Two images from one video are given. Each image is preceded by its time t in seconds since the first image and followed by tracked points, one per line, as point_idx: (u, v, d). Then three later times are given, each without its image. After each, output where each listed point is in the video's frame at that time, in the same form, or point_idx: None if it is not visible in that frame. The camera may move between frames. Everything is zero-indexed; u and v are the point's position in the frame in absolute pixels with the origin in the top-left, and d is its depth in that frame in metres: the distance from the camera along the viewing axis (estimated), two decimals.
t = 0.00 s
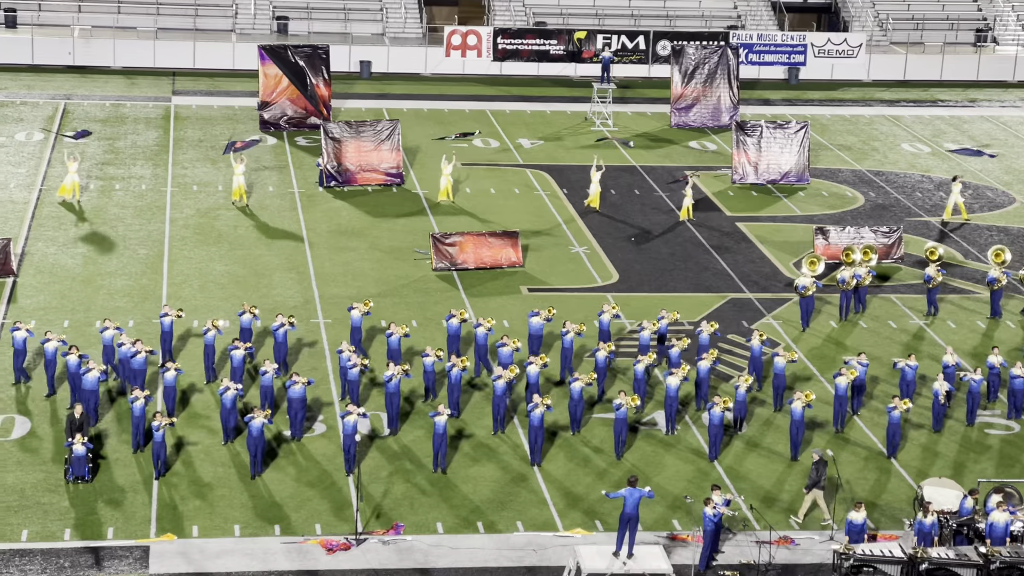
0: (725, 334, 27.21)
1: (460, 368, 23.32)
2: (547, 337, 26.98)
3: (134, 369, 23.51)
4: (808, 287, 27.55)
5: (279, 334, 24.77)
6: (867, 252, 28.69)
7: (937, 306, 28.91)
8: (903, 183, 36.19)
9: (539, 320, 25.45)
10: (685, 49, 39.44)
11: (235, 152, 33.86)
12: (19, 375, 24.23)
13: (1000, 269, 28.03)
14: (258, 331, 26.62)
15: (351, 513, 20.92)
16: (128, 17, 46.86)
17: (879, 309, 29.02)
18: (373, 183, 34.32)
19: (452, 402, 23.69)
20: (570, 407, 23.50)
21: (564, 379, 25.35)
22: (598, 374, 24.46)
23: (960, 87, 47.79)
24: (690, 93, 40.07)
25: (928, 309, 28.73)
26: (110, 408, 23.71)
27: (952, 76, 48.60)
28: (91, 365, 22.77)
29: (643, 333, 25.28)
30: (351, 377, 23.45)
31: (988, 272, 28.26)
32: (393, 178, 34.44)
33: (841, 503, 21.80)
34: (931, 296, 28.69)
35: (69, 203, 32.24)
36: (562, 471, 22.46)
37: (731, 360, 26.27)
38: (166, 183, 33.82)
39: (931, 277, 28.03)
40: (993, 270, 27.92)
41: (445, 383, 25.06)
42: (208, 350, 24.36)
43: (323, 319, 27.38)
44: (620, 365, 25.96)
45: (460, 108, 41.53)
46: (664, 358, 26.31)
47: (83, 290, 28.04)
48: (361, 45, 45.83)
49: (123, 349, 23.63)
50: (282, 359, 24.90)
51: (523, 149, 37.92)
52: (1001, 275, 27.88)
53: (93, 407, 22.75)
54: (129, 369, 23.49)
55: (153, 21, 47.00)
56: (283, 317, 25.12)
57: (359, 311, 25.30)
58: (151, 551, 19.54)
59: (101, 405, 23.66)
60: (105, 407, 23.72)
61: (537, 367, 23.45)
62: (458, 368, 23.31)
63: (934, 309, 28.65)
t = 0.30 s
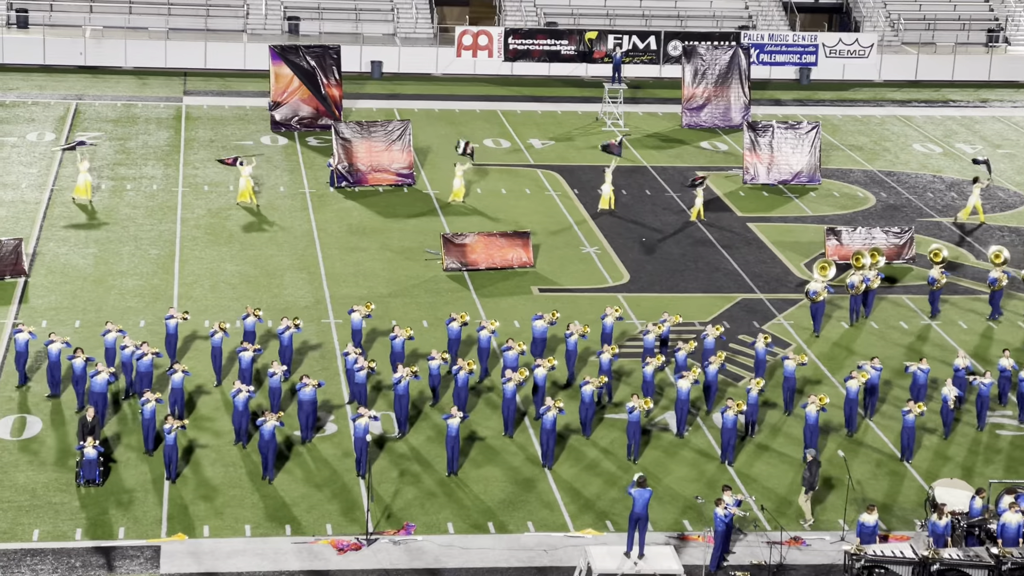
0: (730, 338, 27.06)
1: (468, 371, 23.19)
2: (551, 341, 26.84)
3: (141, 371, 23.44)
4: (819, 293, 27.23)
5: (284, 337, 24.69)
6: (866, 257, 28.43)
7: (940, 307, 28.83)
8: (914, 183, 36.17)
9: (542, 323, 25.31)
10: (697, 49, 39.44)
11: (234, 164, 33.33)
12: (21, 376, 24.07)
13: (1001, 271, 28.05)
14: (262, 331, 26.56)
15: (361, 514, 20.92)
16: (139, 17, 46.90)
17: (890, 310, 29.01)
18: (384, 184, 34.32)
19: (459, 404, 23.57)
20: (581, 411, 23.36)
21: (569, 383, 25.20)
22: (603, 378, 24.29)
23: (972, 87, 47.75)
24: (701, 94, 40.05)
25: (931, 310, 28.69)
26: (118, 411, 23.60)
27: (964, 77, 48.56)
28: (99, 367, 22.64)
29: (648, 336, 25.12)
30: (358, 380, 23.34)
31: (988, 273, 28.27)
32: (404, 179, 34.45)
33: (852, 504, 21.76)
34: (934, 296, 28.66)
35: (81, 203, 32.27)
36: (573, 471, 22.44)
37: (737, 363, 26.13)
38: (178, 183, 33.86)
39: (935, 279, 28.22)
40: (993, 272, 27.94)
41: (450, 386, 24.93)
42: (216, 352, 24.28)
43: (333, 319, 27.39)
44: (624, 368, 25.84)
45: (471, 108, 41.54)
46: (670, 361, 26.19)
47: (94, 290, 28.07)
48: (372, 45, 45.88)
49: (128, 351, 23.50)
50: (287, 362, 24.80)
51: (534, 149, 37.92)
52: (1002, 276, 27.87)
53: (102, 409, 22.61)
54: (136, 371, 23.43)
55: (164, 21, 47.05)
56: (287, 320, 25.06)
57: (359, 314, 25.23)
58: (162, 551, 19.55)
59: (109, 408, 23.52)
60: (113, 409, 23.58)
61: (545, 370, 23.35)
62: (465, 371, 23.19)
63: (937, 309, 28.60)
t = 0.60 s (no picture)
0: (733, 340, 26.94)
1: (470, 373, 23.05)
2: (552, 342, 26.73)
3: (143, 372, 23.24)
4: (826, 297, 27.06)
5: (286, 338, 24.54)
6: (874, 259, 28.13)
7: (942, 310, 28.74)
8: (923, 183, 36.15)
9: (543, 325, 25.12)
10: (705, 48, 39.50)
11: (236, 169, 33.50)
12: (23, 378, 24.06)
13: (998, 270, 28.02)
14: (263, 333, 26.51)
15: (369, 513, 20.92)
16: (147, 17, 46.93)
17: (899, 310, 28.99)
18: (392, 183, 34.35)
19: (461, 406, 23.43)
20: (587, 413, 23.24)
21: (571, 385, 25.08)
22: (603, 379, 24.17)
23: (980, 87, 47.72)
24: (708, 93, 40.06)
25: (931, 311, 28.56)
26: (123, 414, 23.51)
27: (972, 77, 48.51)
28: (103, 368, 22.58)
29: (651, 339, 24.89)
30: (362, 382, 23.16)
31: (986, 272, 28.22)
32: (412, 178, 34.47)
33: (860, 504, 21.73)
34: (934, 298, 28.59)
35: (89, 203, 32.29)
36: (581, 470, 22.43)
37: (740, 366, 26.02)
38: (186, 183, 33.90)
39: (936, 280, 28.15)
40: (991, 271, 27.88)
41: (452, 390, 24.74)
42: (221, 353, 24.20)
43: (342, 318, 27.39)
44: (626, 372, 25.73)
45: (479, 108, 41.52)
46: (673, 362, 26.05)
47: (102, 290, 28.08)
48: (380, 44, 45.93)
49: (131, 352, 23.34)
50: (291, 363, 24.66)
51: (542, 149, 37.92)
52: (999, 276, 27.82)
53: (107, 412, 22.58)
54: (139, 372, 23.22)
55: (173, 21, 47.07)
56: (288, 321, 24.92)
57: (356, 316, 24.99)
58: (170, 551, 19.56)
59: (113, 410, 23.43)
60: (118, 411, 23.53)
61: (548, 372, 23.23)
62: (467, 372, 23.05)
63: (936, 310, 28.47)
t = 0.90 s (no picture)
0: (734, 341, 26.83)
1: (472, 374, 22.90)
2: (551, 344, 26.61)
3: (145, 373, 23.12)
4: (832, 300, 26.77)
5: (287, 340, 24.38)
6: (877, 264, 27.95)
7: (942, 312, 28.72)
8: (930, 183, 36.15)
9: (542, 327, 24.95)
10: (711, 47, 39.47)
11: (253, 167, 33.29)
12: (19, 379, 23.92)
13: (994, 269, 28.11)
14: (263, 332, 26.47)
15: (376, 512, 20.92)
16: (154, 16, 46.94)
17: (905, 310, 28.99)
18: (398, 183, 34.32)
19: (463, 407, 23.28)
20: (593, 414, 23.13)
21: (574, 386, 24.95)
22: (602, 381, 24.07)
23: (987, 86, 47.70)
24: (715, 93, 40.02)
25: (932, 312, 28.52)
26: (125, 416, 23.41)
27: (979, 76, 48.49)
28: (105, 369, 22.45)
29: (652, 341, 24.69)
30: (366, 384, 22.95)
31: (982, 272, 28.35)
32: (418, 178, 34.47)
33: (867, 503, 21.72)
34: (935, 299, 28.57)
35: (96, 202, 32.31)
36: (588, 469, 22.41)
37: (742, 368, 25.92)
38: (192, 182, 33.92)
39: (936, 280, 28.09)
40: (987, 270, 27.96)
41: (453, 392, 24.60)
42: (223, 354, 24.09)
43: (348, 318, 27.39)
44: (626, 373, 25.62)
45: (486, 107, 41.52)
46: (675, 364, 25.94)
47: (109, 289, 28.09)
48: (387, 43, 45.97)
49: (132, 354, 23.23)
50: (293, 364, 24.52)
51: (548, 148, 37.90)
52: (996, 275, 27.90)
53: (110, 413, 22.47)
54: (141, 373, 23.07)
55: (179, 21, 47.09)
56: (289, 322, 24.77)
57: (353, 318, 24.87)
58: (177, 550, 19.56)
59: (116, 412, 23.32)
60: (121, 412, 23.42)
61: (552, 372, 23.15)
62: (469, 374, 22.90)
63: (936, 312, 28.44)
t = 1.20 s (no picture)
0: (736, 341, 26.78)
1: (474, 375, 22.84)
2: (552, 344, 26.56)
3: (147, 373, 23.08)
4: (836, 303, 26.47)
5: (288, 340, 24.32)
6: (880, 266, 27.74)
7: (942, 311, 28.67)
8: (935, 181, 36.13)
9: (542, 328, 24.87)
10: (716, 46, 39.52)
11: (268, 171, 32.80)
12: (18, 380, 23.85)
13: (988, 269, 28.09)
14: (264, 331, 26.44)
15: (382, 510, 20.93)
16: (159, 15, 46.95)
17: (911, 309, 28.95)
18: (403, 181, 34.39)
19: (464, 408, 23.22)
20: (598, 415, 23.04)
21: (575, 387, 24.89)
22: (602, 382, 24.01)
23: (993, 84, 47.65)
24: (720, 91, 40.05)
25: (930, 310, 28.48)
26: (126, 416, 23.37)
27: (984, 74, 48.45)
28: (107, 370, 22.42)
29: (652, 342, 24.59)
30: (370, 385, 22.84)
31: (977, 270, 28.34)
32: (423, 177, 34.52)
33: (872, 502, 21.71)
34: (933, 297, 28.51)
35: (102, 201, 32.33)
36: (593, 467, 22.40)
37: (745, 369, 25.86)
38: (197, 181, 33.95)
39: (936, 280, 27.94)
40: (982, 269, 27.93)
41: (455, 393, 24.54)
42: (225, 354, 24.06)
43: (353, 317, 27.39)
44: (625, 373, 25.57)
45: (490, 106, 41.53)
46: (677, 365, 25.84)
47: (115, 288, 28.10)
48: (391, 42, 46.01)
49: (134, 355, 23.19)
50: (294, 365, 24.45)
51: (553, 147, 37.90)
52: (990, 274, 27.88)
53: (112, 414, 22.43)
54: (143, 374, 23.00)
55: (184, 20, 47.11)
56: (290, 323, 24.70)
57: (352, 318, 24.81)
58: (182, 549, 19.57)
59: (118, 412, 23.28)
60: (123, 412, 23.37)
61: (555, 373, 23.09)
62: (470, 375, 22.84)
63: (935, 311, 28.36)
